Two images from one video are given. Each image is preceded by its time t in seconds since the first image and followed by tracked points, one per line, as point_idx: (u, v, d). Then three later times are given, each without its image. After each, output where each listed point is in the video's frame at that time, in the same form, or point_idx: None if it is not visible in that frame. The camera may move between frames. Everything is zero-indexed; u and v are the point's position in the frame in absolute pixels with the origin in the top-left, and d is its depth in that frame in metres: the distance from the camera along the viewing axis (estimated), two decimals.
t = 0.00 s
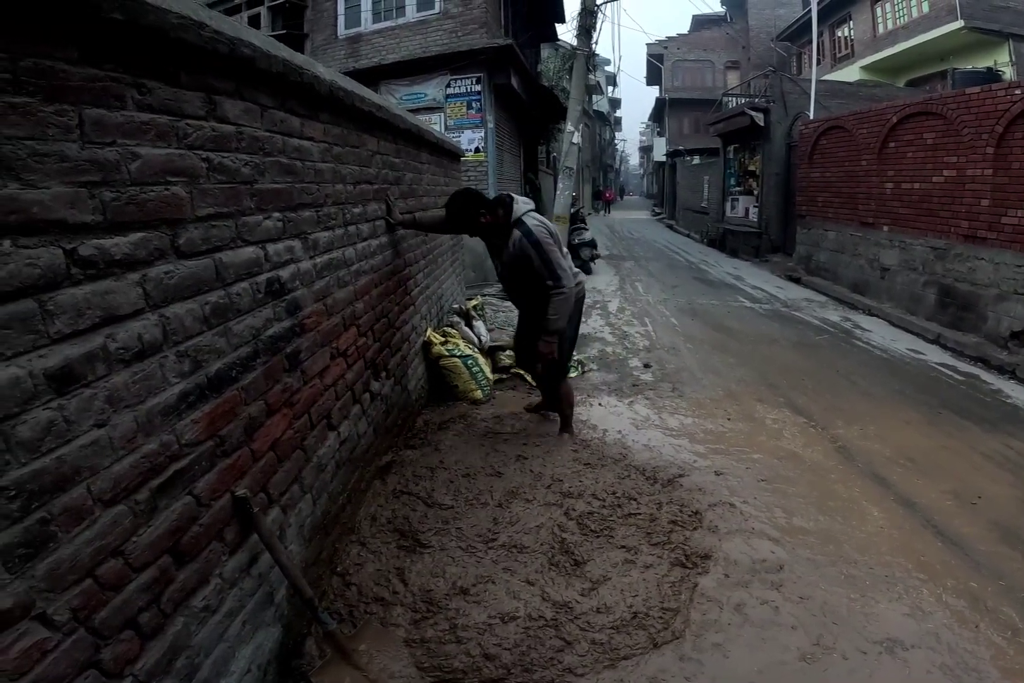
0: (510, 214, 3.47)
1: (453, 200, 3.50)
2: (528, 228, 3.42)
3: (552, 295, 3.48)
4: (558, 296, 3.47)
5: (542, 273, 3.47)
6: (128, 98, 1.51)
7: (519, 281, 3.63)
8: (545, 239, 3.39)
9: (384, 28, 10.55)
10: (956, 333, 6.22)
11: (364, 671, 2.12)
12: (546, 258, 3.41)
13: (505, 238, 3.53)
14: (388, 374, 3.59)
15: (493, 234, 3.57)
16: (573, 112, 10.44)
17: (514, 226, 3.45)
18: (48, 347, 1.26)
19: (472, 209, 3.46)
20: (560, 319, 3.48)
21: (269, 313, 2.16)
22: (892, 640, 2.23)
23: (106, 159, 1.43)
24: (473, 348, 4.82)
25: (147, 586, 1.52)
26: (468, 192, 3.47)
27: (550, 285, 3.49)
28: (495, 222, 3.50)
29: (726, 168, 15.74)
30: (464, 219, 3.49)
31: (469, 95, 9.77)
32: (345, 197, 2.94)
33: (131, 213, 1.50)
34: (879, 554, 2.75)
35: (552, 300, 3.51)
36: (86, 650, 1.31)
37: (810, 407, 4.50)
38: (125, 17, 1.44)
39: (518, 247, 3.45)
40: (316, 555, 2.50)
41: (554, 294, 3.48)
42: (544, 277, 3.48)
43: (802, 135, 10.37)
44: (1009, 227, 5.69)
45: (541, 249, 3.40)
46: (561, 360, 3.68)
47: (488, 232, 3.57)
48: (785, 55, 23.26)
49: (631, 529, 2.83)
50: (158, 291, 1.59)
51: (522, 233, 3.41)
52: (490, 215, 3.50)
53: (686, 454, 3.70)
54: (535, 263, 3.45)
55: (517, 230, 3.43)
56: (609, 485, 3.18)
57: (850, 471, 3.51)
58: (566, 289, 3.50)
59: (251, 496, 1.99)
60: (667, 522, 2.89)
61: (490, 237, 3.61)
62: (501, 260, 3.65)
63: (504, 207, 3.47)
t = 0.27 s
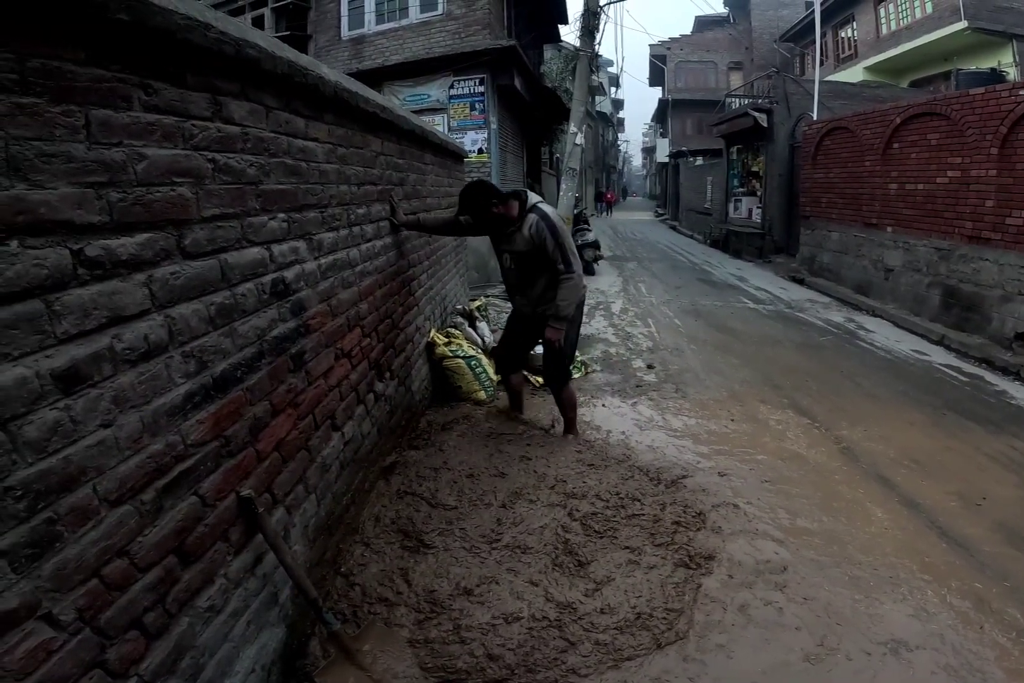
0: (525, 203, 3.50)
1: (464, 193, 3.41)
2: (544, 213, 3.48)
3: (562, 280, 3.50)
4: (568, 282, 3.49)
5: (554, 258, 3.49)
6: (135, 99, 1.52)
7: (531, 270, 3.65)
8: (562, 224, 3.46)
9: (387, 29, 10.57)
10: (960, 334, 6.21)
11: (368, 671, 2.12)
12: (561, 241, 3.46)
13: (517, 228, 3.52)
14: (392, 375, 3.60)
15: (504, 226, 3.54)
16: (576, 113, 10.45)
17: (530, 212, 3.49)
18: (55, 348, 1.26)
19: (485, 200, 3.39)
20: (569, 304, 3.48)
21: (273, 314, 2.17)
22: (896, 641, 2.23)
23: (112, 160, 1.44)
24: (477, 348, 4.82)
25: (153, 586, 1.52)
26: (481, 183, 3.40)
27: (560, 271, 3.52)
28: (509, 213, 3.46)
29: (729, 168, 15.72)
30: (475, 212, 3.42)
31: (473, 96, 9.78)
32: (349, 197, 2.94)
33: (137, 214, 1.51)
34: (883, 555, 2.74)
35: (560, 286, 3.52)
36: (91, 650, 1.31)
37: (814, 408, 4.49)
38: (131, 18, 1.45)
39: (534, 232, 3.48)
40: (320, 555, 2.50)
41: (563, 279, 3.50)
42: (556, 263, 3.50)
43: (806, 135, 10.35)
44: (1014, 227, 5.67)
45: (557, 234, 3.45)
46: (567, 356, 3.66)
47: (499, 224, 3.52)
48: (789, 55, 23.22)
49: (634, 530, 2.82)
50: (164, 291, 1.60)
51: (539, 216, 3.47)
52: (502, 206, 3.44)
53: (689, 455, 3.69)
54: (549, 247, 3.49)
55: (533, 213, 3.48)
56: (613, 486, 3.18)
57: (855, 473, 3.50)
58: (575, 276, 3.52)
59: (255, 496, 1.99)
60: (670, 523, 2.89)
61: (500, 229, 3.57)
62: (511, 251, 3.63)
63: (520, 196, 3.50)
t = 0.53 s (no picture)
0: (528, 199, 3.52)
1: (471, 192, 3.39)
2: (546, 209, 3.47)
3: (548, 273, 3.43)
4: (554, 276, 3.42)
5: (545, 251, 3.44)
6: (138, 102, 1.52)
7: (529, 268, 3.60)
8: (564, 221, 3.44)
9: (389, 32, 10.59)
10: (963, 336, 6.20)
11: (370, 672, 2.12)
12: (556, 236, 3.41)
13: (519, 223, 3.54)
14: (395, 377, 3.60)
15: (506, 223, 3.55)
16: (578, 115, 10.45)
17: (533, 208, 3.51)
18: (58, 350, 1.27)
19: (491, 198, 3.39)
20: (546, 296, 3.41)
21: (276, 316, 2.17)
22: (898, 643, 2.22)
23: (115, 162, 1.44)
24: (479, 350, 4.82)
25: (155, 588, 1.53)
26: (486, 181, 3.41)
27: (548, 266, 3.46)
28: (512, 209, 3.49)
29: (731, 170, 15.72)
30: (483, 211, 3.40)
31: (475, 98, 9.80)
32: (352, 200, 2.95)
33: (140, 216, 1.51)
34: (885, 556, 2.74)
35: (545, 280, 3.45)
36: (93, 652, 1.32)
37: (816, 410, 4.49)
38: (134, 20, 1.45)
39: (534, 226, 3.48)
40: (322, 557, 2.50)
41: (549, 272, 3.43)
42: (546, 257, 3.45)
43: (808, 137, 10.34)
44: (1016, 229, 5.66)
45: (553, 229, 3.42)
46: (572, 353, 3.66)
47: (502, 221, 3.52)
48: (791, 57, 23.22)
49: (636, 532, 2.82)
50: (167, 294, 1.60)
51: (541, 210, 3.46)
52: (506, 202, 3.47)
53: (691, 457, 3.69)
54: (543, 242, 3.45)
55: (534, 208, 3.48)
56: (615, 488, 3.18)
57: (857, 475, 3.50)
58: (561, 272, 3.44)
59: (258, 498, 2.00)
60: (672, 524, 2.89)
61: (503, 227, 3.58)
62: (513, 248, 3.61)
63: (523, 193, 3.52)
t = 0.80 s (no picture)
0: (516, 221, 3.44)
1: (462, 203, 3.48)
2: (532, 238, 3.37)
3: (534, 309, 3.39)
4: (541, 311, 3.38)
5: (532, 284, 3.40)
6: (143, 102, 1.53)
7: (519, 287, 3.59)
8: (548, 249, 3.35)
9: (392, 33, 10.61)
10: (966, 338, 6.18)
11: (373, 672, 2.12)
12: (542, 270, 3.34)
13: (510, 245, 3.50)
14: (398, 377, 3.61)
15: (498, 240, 3.53)
16: (581, 116, 10.46)
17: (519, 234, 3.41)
18: (63, 349, 1.27)
19: (479, 213, 3.44)
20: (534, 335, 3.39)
21: (280, 316, 2.18)
22: (902, 644, 2.22)
23: (121, 162, 1.45)
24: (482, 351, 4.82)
25: (159, 587, 1.53)
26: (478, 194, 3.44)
27: (535, 299, 3.41)
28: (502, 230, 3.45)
29: (734, 172, 15.71)
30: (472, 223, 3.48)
31: (478, 99, 9.81)
32: (356, 200, 2.96)
33: (146, 216, 1.52)
34: (889, 558, 2.73)
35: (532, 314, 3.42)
36: (97, 651, 1.32)
37: (819, 411, 4.48)
38: (140, 20, 1.46)
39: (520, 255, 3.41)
40: (325, 557, 2.50)
41: (536, 308, 3.38)
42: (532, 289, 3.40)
43: (811, 138, 10.33)
44: (1020, 230, 5.65)
45: (538, 260, 3.34)
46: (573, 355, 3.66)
47: (494, 238, 3.53)
48: (793, 59, 23.20)
49: (639, 533, 2.82)
50: (172, 294, 1.61)
51: (527, 240, 3.36)
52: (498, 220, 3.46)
53: (694, 458, 3.69)
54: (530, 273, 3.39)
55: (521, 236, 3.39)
56: (618, 489, 3.18)
57: (860, 476, 3.50)
58: (549, 306, 3.38)
59: (261, 498, 2.00)
60: (675, 525, 2.89)
61: (497, 243, 3.58)
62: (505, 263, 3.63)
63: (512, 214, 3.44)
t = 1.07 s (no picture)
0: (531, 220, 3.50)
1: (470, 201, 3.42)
2: (552, 236, 3.47)
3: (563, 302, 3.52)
4: (570, 305, 3.50)
5: (558, 279, 3.50)
6: (147, 106, 1.54)
7: (533, 284, 3.67)
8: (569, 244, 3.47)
9: (395, 35, 10.64)
10: (969, 340, 6.18)
11: (375, 675, 2.12)
12: (568, 265, 3.46)
13: (523, 244, 3.54)
14: (400, 380, 3.61)
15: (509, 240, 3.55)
16: (583, 118, 10.47)
17: (536, 232, 3.49)
18: (68, 353, 1.28)
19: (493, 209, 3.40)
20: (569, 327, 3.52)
21: (284, 320, 2.19)
22: (905, 647, 2.21)
23: (125, 165, 1.46)
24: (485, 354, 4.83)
25: (162, 590, 1.53)
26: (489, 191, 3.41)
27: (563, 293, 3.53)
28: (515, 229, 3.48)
29: (736, 174, 15.71)
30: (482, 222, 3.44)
31: (480, 102, 9.83)
32: (359, 203, 2.97)
33: (150, 219, 1.53)
34: (892, 560, 2.73)
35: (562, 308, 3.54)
36: (100, 654, 1.32)
37: (821, 414, 4.48)
38: (145, 23, 1.47)
39: (541, 252, 3.49)
40: (327, 560, 2.51)
41: (566, 302, 3.50)
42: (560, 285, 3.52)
43: (813, 141, 10.33)
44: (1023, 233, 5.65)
45: (562, 256, 3.44)
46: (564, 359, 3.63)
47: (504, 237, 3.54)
48: (796, 61, 23.21)
49: (642, 536, 2.82)
50: (176, 297, 1.62)
51: (545, 237, 3.46)
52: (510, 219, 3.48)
53: (696, 461, 3.68)
54: (554, 269, 3.49)
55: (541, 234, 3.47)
56: (620, 491, 3.18)
57: (863, 479, 3.49)
58: (578, 299, 3.52)
59: (265, 501, 2.01)
60: (678, 528, 2.88)
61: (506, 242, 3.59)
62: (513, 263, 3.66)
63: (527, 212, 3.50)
